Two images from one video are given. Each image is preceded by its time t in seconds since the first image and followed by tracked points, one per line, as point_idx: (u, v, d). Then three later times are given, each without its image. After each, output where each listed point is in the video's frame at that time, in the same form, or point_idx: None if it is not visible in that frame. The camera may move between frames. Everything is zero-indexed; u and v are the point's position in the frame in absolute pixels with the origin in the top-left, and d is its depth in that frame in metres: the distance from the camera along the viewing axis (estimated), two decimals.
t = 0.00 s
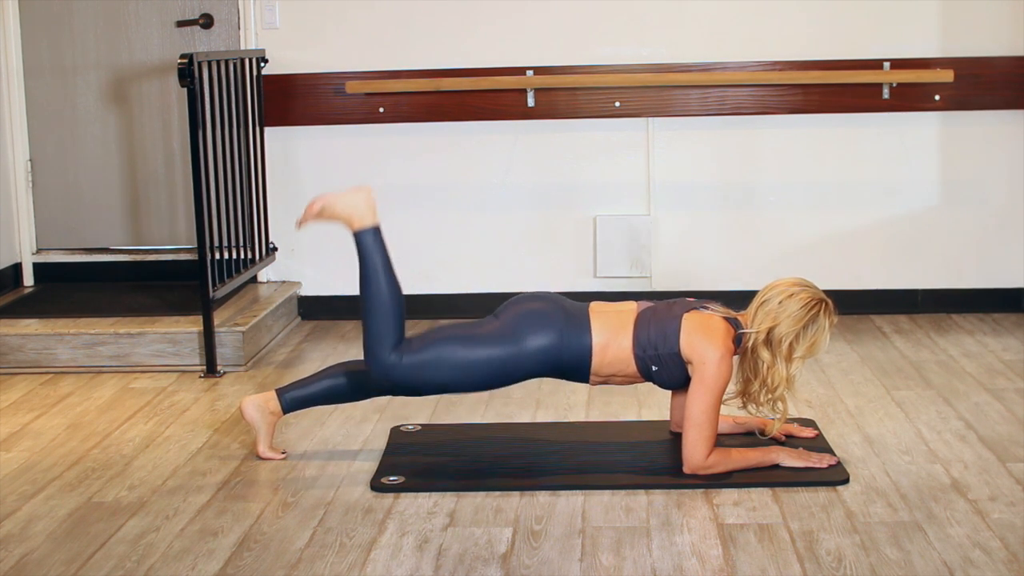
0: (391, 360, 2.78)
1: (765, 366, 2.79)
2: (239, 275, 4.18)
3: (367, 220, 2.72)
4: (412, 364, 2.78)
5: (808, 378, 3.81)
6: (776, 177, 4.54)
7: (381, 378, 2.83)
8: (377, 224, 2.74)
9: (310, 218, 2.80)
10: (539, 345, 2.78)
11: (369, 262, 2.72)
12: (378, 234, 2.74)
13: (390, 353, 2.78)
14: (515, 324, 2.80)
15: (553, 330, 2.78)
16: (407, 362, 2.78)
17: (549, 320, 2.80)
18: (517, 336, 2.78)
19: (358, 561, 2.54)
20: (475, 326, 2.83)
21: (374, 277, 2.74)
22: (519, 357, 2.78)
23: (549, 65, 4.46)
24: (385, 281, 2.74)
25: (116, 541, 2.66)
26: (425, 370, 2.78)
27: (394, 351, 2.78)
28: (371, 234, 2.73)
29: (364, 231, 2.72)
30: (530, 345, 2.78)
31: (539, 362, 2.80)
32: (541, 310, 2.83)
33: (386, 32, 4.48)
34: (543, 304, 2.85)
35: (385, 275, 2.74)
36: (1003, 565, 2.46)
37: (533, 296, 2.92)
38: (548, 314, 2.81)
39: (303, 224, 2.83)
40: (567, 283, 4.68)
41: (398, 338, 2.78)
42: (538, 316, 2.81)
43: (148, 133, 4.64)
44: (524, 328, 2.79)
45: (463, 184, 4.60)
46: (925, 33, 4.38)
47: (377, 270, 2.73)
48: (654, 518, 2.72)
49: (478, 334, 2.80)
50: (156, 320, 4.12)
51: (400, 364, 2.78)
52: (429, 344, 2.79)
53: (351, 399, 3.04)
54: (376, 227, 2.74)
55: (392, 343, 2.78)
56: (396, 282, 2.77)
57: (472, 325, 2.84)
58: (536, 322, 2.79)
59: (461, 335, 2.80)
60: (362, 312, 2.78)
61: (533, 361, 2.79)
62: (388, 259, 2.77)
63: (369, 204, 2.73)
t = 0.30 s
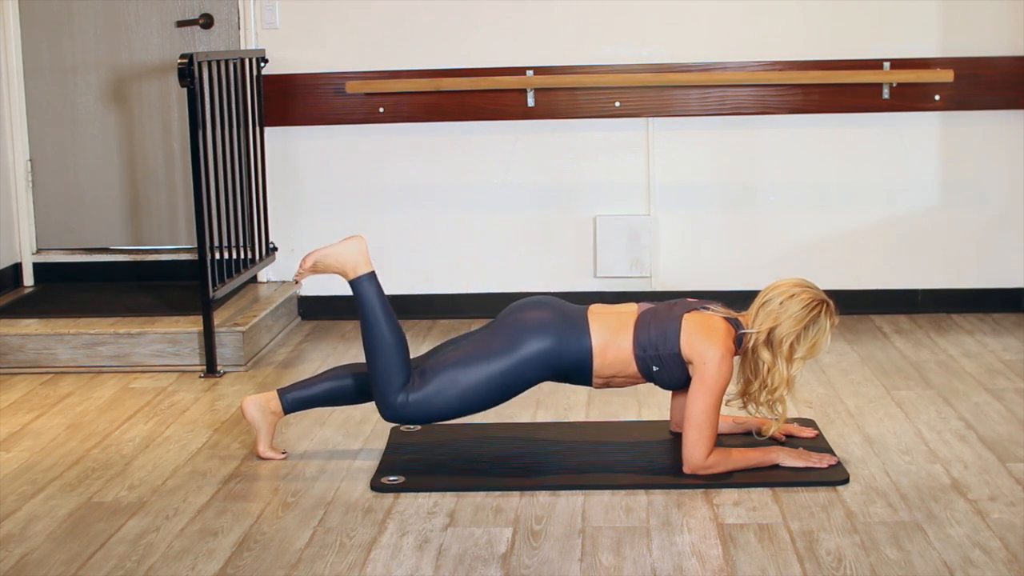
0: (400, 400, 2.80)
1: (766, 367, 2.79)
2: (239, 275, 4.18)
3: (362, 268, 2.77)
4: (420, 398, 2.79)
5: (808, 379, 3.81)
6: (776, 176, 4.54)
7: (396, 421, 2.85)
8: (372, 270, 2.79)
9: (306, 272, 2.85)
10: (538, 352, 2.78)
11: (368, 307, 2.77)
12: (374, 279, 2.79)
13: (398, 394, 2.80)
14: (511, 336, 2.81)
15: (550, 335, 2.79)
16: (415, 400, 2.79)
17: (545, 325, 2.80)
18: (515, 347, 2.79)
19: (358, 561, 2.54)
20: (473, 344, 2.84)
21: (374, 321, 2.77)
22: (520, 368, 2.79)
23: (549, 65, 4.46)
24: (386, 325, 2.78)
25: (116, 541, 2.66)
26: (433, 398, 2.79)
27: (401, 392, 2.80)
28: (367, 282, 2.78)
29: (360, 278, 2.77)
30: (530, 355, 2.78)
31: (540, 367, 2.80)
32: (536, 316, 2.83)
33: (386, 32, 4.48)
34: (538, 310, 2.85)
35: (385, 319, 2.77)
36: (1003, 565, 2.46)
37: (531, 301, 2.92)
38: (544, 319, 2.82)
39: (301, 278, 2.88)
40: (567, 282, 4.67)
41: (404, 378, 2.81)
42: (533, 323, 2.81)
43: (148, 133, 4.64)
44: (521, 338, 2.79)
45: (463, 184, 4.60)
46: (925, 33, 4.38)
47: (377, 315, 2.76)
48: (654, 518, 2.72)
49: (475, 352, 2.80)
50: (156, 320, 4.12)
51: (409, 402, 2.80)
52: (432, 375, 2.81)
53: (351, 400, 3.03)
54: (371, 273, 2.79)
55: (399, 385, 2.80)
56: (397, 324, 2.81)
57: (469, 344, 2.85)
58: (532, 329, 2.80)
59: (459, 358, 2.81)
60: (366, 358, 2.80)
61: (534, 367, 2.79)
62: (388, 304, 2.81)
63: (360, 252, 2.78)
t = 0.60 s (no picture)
0: (393, 349, 2.77)
1: (766, 367, 2.79)
2: (239, 275, 4.18)
3: (368, 211, 2.72)
4: (415, 356, 2.77)
5: (808, 379, 3.81)
6: (776, 176, 4.54)
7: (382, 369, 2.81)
8: (378, 215, 2.75)
9: (312, 209, 2.81)
10: (542, 347, 2.78)
11: (370, 253, 2.72)
12: (379, 225, 2.74)
13: (391, 343, 2.77)
14: (521, 325, 2.81)
15: (557, 333, 2.79)
16: (409, 354, 2.77)
17: (552, 323, 2.80)
18: (522, 336, 2.79)
19: (358, 561, 2.54)
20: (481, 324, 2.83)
21: (375, 267, 2.73)
22: (522, 358, 2.78)
23: (549, 65, 4.46)
24: (388, 271, 2.74)
25: (116, 541, 2.66)
26: (429, 364, 2.77)
27: (395, 342, 2.77)
28: (372, 226, 2.73)
29: (366, 221, 2.73)
30: (535, 347, 2.78)
31: (540, 364, 2.79)
32: (544, 314, 2.83)
33: (386, 32, 4.48)
34: (546, 308, 2.85)
35: (387, 265, 2.74)
36: (1003, 565, 2.46)
37: (536, 299, 2.92)
38: (552, 317, 2.82)
39: (308, 216, 2.85)
40: (567, 283, 4.67)
41: (399, 328, 2.77)
42: (542, 318, 2.82)
43: (148, 133, 4.64)
44: (529, 329, 2.79)
45: (463, 184, 4.60)
46: (924, 33, 4.38)
47: (379, 259, 2.73)
48: (654, 518, 2.72)
49: (482, 332, 2.80)
50: (156, 320, 4.12)
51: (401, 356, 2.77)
52: (433, 339, 2.79)
53: (351, 400, 3.02)
54: (378, 220, 2.74)
55: (394, 334, 2.77)
56: (398, 273, 2.77)
57: (477, 323, 2.84)
58: (541, 324, 2.80)
59: (464, 332, 2.80)
60: (365, 302, 2.77)
61: (535, 364, 2.79)
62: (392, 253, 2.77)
63: (369, 195, 2.74)
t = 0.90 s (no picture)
0: (390, 333, 2.73)
1: (764, 369, 2.79)
2: (239, 275, 4.18)
3: (367, 191, 2.68)
4: (412, 341, 2.74)
5: (808, 379, 3.81)
6: (776, 177, 4.54)
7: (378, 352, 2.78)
8: (378, 196, 2.70)
9: (312, 187, 2.78)
10: (541, 338, 2.77)
11: (370, 234, 2.68)
12: (379, 205, 2.70)
13: (389, 326, 2.73)
14: (520, 316, 2.79)
15: (555, 324, 2.78)
16: (406, 339, 2.73)
17: (551, 316, 2.79)
18: (521, 327, 2.77)
19: (358, 561, 2.54)
20: (480, 313, 2.81)
21: (374, 247, 2.69)
22: (522, 348, 2.76)
23: (549, 65, 4.46)
24: (387, 253, 2.70)
25: (116, 541, 2.66)
26: (425, 351, 2.74)
27: (392, 325, 2.73)
28: (371, 206, 2.69)
29: (365, 202, 2.69)
30: (533, 338, 2.76)
31: (538, 355, 2.78)
32: (543, 306, 2.82)
33: (386, 32, 4.48)
34: (544, 300, 2.84)
35: (387, 246, 2.70)
36: (1003, 565, 2.46)
37: (534, 291, 2.91)
38: (551, 310, 2.80)
39: (309, 193, 2.81)
40: (567, 283, 4.68)
41: (397, 310, 2.73)
42: (542, 310, 2.80)
43: (148, 133, 4.64)
44: (529, 320, 2.78)
45: (463, 184, 4.60)
46: (924, 33, 4.38)
47: (378, 240, 2.69)
48: (654, 518, 2.72)
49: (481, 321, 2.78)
50: (156, 320, 4.12)
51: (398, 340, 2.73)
52: (430, 325, 2.75)
53: (351, 398, 3.04)
54: (377, 199, 2.70)
55: (392, 317, 2.73)
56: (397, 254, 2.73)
57: (475, 311, 2.82)
58: (540, 316, 2.78)
59: (463, 319, 2.78)
60: (362, 283, 2.72)
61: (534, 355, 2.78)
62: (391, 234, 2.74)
63: (369, 176, 2.69)
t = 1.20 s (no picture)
0: (399, 396, 2.78)
1: (763, 369, 2.79)
2: (239, 275, 4.18)
3: (355, 264, 2.73)
4: (419, 394, 2.78)
5: (808, 379, 3.81)
6: (776, 176, 4.54)
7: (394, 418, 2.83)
8: (365, 267, 2.76)
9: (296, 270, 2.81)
10: (536, 345, 2.78)
11: (362, 305, 2.74)
12: (367, 276, 2.75)
13: (395, 390, 2.78)
14: (511, 331, 2.80)
15: (549, 328, 2.79)
16: (414, 395, 2.78)
17: (544, 319, 2.80)
18: (513, 341, 2.79)
19: (358, 561, 2.54)
20: (471, 339, 2.83)
21: (369, 318, 2.75)
22: (521, 362, 2.79)
23: (549, 65, 4.46)
24: (381, 320, 2.76)
25: (116, 541, 2.66)
26: (432, 396, 2.78)
27: (399, 387, 2.78)
28: (361, 278, 2.74)
29: (354, 275, 2.73)
30: (529, 348, 2.78)
31: (538, 362, 2.80)
32: (535, 310, 2.83)
33: (386, 32, 4.48)
34: (536, 305, 2.84)
35: (379, 314, 2.75)
36: (1003, 565, 2.46)
37: (529, 295, 2.92)
38: (543, 313, 2.81)
39: (294, 276, 2.85)
40: (567, 283, 4.67)
41: (400, 374, 2.79)
42: (531, 318, 2.81)
43: (148, 133, 4.64)
44: (520, 332, 2.79)
45: (463, 184, 4.60)
46: (924, 33, 4.38)
47: (370, 310, 2.74)
48: (654, 518, 2.72)
49: (475, 347, 2.80)
50: (156, 320, 4.12)
51: (408, 399, 2.78)
52: (430, 372, 2.80)
53: (352, 399, 3.03)
54: (365, 270, 2.75)
55: (396, 380, 2.78)
56: (391, 319, 2.79)
57: (466, 338, 2.84)
58: (531, 323, 2.80)
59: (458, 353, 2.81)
60: (362, 353, 2.78)
61: (534, 362, 2.80)
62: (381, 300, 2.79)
63: (353, 249, 2.74)
